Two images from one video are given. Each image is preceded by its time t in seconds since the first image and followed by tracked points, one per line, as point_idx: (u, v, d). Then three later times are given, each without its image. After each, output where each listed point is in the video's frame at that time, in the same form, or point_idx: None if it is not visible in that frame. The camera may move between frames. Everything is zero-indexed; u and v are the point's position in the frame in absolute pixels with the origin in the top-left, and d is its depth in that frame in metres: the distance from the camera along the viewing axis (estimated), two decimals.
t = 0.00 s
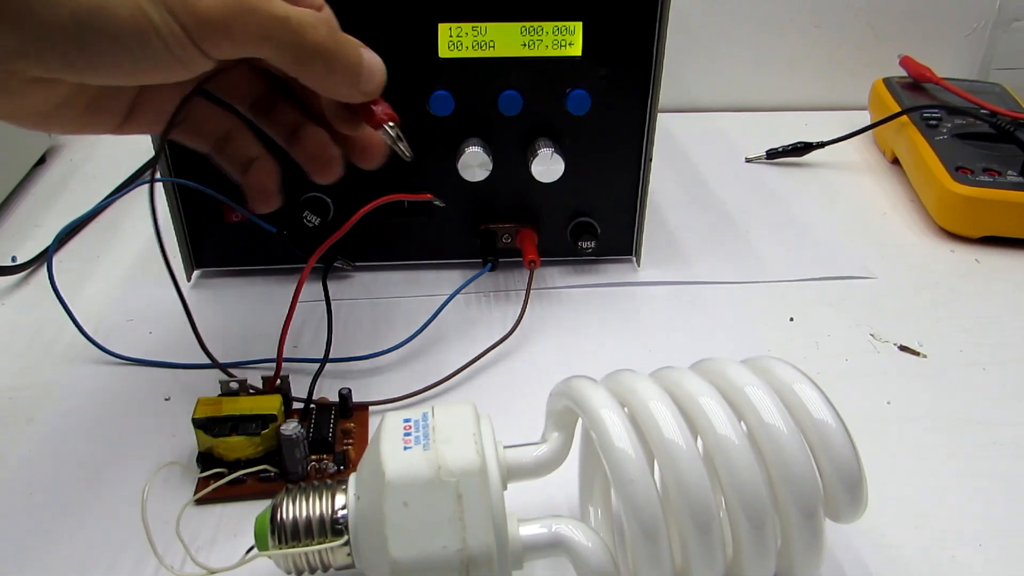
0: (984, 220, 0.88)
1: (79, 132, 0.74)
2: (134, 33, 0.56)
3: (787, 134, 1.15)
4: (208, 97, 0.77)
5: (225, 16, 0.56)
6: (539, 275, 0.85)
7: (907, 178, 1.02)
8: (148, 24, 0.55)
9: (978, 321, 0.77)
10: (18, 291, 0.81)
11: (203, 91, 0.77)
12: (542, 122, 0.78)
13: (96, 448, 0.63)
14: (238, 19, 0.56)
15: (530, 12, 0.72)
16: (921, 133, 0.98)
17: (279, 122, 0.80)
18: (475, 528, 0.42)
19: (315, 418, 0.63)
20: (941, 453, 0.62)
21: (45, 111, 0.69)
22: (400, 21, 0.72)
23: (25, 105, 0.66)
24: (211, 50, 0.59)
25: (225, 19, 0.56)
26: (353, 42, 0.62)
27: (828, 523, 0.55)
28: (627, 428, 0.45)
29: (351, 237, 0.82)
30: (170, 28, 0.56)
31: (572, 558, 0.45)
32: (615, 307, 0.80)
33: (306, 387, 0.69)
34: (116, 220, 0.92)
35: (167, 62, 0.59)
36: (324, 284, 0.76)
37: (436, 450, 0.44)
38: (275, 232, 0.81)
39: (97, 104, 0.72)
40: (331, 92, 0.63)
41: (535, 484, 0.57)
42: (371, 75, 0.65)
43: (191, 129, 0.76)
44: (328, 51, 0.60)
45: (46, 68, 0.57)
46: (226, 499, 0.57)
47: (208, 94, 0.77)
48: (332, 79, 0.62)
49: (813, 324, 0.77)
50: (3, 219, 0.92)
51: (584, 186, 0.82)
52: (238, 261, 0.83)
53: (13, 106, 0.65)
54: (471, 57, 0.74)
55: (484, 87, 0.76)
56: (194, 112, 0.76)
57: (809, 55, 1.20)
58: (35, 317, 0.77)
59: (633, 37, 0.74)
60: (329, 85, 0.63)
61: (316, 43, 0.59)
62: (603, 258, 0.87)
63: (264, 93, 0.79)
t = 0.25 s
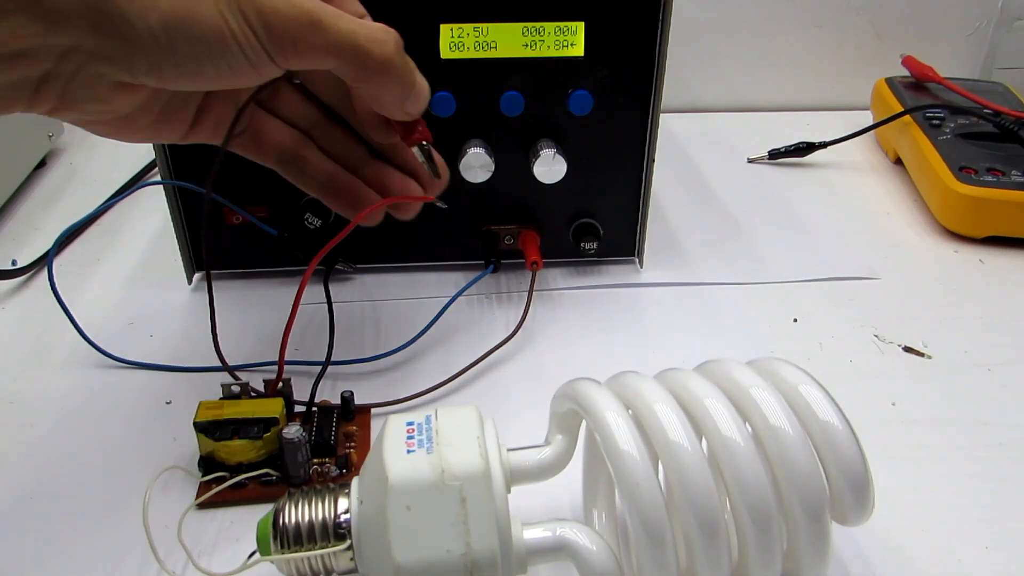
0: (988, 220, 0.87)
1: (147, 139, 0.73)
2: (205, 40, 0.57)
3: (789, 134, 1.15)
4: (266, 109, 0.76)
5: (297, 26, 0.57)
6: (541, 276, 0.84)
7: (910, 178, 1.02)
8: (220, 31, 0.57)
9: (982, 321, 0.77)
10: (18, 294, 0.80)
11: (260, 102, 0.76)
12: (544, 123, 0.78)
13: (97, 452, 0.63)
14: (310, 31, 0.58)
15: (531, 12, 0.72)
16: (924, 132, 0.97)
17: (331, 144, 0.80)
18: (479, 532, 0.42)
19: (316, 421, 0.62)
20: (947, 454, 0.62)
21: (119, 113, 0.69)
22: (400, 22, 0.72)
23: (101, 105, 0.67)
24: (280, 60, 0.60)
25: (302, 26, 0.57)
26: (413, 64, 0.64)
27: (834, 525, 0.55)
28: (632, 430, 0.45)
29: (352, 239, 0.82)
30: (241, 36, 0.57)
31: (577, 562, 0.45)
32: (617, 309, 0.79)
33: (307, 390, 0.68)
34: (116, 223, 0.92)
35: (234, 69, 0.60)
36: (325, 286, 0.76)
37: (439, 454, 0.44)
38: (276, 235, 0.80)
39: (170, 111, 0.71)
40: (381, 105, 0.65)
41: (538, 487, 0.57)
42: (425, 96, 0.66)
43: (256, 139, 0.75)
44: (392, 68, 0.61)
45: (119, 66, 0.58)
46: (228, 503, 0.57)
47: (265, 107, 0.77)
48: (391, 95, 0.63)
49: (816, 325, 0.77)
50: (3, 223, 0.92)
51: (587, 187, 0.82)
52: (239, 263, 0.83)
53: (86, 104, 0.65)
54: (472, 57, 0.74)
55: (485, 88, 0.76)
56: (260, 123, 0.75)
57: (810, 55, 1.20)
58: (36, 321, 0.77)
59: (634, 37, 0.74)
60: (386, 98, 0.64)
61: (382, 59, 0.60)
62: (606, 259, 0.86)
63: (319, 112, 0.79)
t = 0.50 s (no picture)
0: (982, 220, 0.87)
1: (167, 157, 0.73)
2: (235, 66, 0.57)
3: (784, 135, 1.15)
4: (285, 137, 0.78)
5: (326, 57, 0.58)
6: (534, 278, 0.84)
7: (904, 179, 1.02)
8: (250, 59, 0.57)
9: (976, 322, 0.77)
10: (11, 297, 0.80)
11: (280, 129, 0.78)
12: (537, 125, 0.78)
13: (87, 455, 0.63)
14: (339, 62, 0.58)
15: (523, 14, 0.72)
16: (918, 133, 0.97)
17: (346, 174, 0.80)
18: (466, 535, 0.42)
19: (307, 424, 0.62)
20: (939, 455, 0.62)
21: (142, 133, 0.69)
22: (392, 24, 0.72)
23: (127, 125, 0.66)
24: (307, 90, 0.60)
25: (334, 57, 0.58)
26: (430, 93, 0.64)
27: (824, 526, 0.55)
28: (619, 433, 0.45)
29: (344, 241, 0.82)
30: (270, 64, 0.58)
31: (565, 564, 0.45)
32: (611, 310, 0.79)
33: (298, 393, 0.68)
34: (109, 226, 0.92)
35: (261, 96, 0.60)
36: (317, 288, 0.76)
37: (426, 456, 0.44)
38: (268, 237, 0.80)
39: (191, 131, 0.72)
40: (398, 131, 0.66)
41: (529, 489, 0.57)
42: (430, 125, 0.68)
43: (269, 163, 0.76)
44: (415, 98, 0.62)
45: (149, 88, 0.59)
46: (218, 506, 0.57)
47: (284, 134, 0.78)
48: (408, 124, 0.64)
49: (809, 325, 0.77)
50: None
51: (579, 189, 0.82)
52: (232, 266, 0.83)
53: (112, 124, 0.65)
54: (464, 59, 0.74)
55: (477, 90, 0.76)
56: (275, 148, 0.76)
57: (805, 56, 1.20)
58: (29, 323, 0.77)
59: (626, 38, 0.74)
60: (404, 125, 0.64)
61: (405, 92, 0.60)
62: (599, 261, 0.86)
63: (337, 142, 0.79)
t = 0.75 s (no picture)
0: (985, 221, 0.87)
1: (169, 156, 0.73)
2: (235, 64, 0.57)
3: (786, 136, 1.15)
4: (285, 133, 0.78)
5: (327, 54, 0.58)
6: (538, 279, 0.85)
7: (907, 179, 1.02)
8: (251, 56, 0.57)
9: (979, 323, 0.77)
10: (15, 298, 0.81)
11: (280, 126, 0.78)
12: (541, 126, 0.78)
13: (94, 456, 0.63)
14: (339, 57, 0.58)
15: (527, 15, 0.72)
16: (921, 134, 0.97)
17: (347, 170, 0.80)
18: (474, 537, 0.42)
19: (313, 425, 0.62)
20: (944, 456, 0.62)
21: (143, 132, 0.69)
22: (396, 25, 0.72)
23: (127, 124, 0.66)
24: (307, 87, 0.60)
25: (334, 50, 0.58)
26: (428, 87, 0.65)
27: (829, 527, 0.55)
28: (626, 435, 0.45)
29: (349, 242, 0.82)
30: (271, 61, 0.58)
31: (572, 566, 0.45)
32: (615, 311, 0.79)
33: (303, 394, 0.69)
34: (113, 227, 0.92)
35: (261, 93, 0.60)
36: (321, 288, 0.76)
37: (434, 458, 0.44)
38: (272, 238, 0.80)
39: (193, 129, 0.72)
40: (397, 128, 0.66)
41: (535, 490, 0.57)
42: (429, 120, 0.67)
43: (270, 159, 0.76)
44: (415, 94, 0.62)
45: (149, 87, 0.58)
46: (225, 507, 0.57)
47: (284, 130, 0.78)
48: (407, 119, 0.64)
49: (813, 326, 0.77)
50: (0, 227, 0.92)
51: (583, 190, 0.82)
52: (236, 267, 0.83)
53: (112, 122, 0.65)
54: (467, 61, 0.74)
55: (481, 91, 0.76)
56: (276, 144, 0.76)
57: (808, 57, 1.20)
58: (34, 324, 0.77)
59: (630, 40, 0.74)
60: (404, 120, 0.64)
61: (406, 88, 0.61)
62: (603, 262, 0.86)
63: (337, 138, 0.80)
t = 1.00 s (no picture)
0: (994, 220, 0.87)
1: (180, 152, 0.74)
2: (246, 61, 0.57)
3: (794, 134, 1.15)
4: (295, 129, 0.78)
5: (337, 50, 0.58)
6: (547, 277, 0.85)
7: (915, 178, 1.02)
8: (262, 53, 0.57)
9: (988, 322, 0.77)
10: (27, 293, 0.81)
11: (290, 121, 0.78)
12: (550, 124, 0.78)
13: (107, 450, 0.63)
14: (349, 54, 0.58)
15: (537, 13, 0.72)
16: (930, 133, 0.97)
17: (357, 165, 0.80)
18: (487, 533, 0.42)
19: (324, 421, 0.63)
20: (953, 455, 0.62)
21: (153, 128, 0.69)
22: (407, 22, 0.72)
23: (138, 119, 0.66)
24: (316, 83, 0.60)
25: (343, 47, 0.58)
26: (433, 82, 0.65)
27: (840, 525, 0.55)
28: (639, 432, 0.45)
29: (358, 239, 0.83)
30: (281, 57, 0.57)
31: (584, 562, 0.45)
32: (624, 309, 0.80)
33: (314, 390, 0.69)
34: (124, 223, 0.93)
35: (271, 89, 0.60)
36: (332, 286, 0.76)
37: (448, 455, 0.44)
38: (283, 235, 0.81)
39: (203, 125, 0.72)
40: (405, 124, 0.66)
41: (546, 487, 0.57)
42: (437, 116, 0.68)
43: (280, 157, 0.76)
44: (423, 88, 0.62)
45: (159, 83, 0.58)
46: (237, 502, 0.57)
47: (294, 126, 0.78)
48: (414, 115, 0.65)
49: (822, 325, 0.77)
50: (11, 222, 0.92)
51: (592, 188, 0.82)
52: (246, 264, 0.83)
53: (121, 118, 0.65)
54: (478, 58, 0.74)
55: (491, 89, 0.76)
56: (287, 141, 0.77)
57: (816, 54, 1.20)
58: (46, 319, 0.77)
59: (640, 38, 0.74)
60: (410, 116, 0.65)
61: (416, 84, 0.61)
62: (611, 259, 0.87)
63: (347, 133, 0.80)
